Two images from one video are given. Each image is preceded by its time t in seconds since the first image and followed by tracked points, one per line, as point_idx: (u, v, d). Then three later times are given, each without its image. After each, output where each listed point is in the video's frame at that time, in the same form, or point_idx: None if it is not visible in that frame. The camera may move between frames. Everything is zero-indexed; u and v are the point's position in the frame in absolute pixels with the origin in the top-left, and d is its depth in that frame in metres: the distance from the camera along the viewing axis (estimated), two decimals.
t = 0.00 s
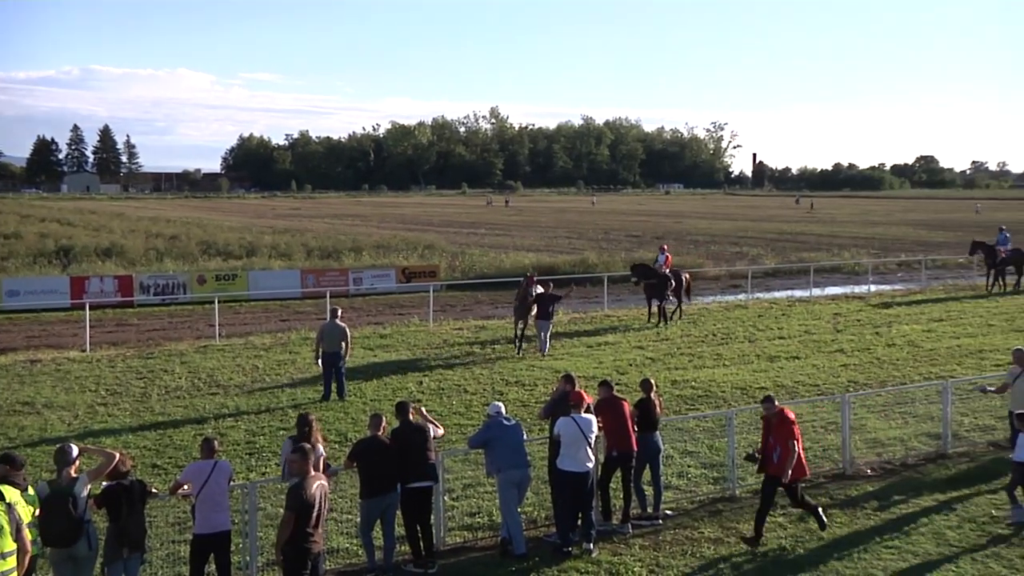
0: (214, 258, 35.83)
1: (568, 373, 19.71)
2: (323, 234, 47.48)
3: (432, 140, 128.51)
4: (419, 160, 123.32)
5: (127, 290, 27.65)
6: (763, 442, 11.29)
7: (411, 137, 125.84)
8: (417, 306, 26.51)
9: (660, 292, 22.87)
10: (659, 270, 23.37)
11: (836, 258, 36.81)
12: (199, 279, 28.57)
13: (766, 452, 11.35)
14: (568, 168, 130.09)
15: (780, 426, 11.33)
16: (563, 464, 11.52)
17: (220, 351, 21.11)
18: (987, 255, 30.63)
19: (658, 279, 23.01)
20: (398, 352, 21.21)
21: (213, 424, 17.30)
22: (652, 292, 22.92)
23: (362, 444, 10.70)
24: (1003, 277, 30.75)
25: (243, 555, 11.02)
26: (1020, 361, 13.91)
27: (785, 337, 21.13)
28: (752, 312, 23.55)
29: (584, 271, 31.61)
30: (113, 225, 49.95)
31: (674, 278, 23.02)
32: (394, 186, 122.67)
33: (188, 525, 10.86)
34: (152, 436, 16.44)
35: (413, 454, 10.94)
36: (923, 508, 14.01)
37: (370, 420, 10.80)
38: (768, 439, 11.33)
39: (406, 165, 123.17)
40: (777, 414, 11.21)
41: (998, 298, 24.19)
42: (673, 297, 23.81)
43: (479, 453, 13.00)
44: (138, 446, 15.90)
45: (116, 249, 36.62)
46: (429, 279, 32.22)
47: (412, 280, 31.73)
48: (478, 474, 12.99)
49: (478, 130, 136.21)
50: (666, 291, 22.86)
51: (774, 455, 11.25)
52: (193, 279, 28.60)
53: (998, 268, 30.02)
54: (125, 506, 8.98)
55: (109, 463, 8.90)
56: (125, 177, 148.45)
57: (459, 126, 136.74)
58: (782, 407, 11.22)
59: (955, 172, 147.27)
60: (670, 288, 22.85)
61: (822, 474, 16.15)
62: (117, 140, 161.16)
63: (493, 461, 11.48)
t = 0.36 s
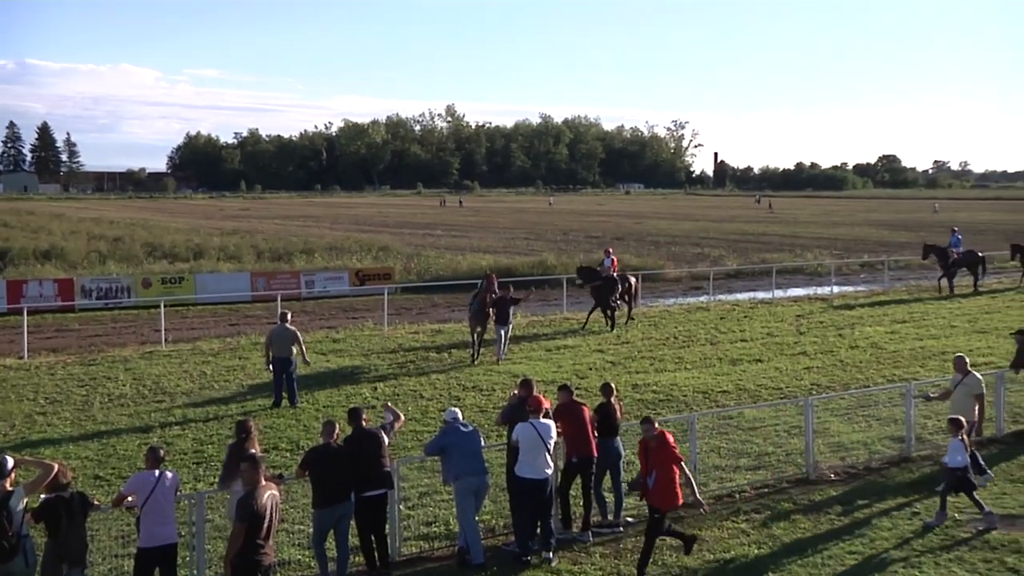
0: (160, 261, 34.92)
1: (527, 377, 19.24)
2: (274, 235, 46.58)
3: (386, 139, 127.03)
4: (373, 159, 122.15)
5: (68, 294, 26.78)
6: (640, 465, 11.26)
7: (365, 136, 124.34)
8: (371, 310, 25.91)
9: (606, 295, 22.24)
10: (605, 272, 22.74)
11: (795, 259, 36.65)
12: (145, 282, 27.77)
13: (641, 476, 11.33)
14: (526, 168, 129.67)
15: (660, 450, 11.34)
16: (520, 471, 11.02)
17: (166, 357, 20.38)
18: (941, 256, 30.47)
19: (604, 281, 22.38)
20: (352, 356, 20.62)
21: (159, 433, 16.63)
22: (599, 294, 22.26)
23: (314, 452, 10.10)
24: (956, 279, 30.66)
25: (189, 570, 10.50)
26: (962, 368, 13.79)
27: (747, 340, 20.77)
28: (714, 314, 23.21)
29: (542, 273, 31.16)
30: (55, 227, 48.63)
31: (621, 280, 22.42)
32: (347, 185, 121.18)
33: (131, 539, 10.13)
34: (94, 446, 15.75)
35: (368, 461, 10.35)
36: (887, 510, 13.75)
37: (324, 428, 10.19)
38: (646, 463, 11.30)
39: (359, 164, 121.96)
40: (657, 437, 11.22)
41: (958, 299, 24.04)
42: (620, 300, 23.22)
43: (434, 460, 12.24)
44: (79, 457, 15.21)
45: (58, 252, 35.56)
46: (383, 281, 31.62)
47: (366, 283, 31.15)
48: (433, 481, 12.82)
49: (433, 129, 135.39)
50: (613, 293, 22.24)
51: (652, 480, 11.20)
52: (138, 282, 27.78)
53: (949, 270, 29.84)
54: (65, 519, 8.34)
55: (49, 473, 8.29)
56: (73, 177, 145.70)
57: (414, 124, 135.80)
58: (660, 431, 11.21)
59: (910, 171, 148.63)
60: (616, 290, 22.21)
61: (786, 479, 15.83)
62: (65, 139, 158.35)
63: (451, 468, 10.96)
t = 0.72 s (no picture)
0: (125, 270, 33.61)
1: (512, 393, 18.19)
2: (245, 242, 45.27)
3: (361, 141, 125.21)
4: (348, 162, 120.43)
5: (19, 306, 25.64)
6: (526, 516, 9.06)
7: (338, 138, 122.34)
8: (347, 321, 24.76)
9: (578, 306, 21.32)
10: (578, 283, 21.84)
11: (788, 266, 35.71)
12: (103, 293, 26.61)
13: (529, 528, 9.11)
14: (508, 171, 128.40)
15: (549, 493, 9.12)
16: (503, 492, 9.96)
17: (126, 373, 19.19)
18: (937, 265, 29.48)
19: (576, 292, 21.47)
20: (325, 371, 19.50)
21: (118, 454, 15.49)
22: (571, 305, 21.32)
23: (284, 472, 9.11)
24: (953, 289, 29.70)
25: None
26: (951, 380, 12.82)
27: (743, 352, 19.76)
28: (710, 325, 22.19)
29: (526, 283, 30.06)
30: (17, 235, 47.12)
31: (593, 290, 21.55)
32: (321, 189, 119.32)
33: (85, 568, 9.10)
34: (46, 468, 14.60)
35: (343, 482, 9.36)
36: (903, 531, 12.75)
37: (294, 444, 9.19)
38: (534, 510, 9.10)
39: (334, 167, 120.23)
40: (546, 479, 9.00)
41: (960, 309, 23.09)
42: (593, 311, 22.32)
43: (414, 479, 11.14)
44: (29, 480, 14.04)
45: (16, 261, 34.20)
46: (359, 291, 30.47)
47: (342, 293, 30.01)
48: (412, 503, 11.14)
49: (411, 130, 134.05)
50: (586, 303, 21.36)
51: (541, 533, 9.02)
52: (95, 292, 26.61)
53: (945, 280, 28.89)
54: (16, 545, 7.21)
55: None
56: (43, 182, 143.50)
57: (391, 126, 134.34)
58: (550, 471, 9.01)
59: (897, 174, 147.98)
60: (589, 302, 21.32)
61: (785, 500, 14.68)
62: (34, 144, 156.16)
63: (432, 490, 9.89)
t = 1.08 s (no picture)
0: (90, 283, 32.43)
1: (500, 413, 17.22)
2: (218, 253, 44.08)
3: (341, 145, 123.40)
4: (327, 168, 118.55)
5: None
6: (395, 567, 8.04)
7: (316, 142, 120.34)
8: (325, 337, 23.72)
9: (554, 321, 20.41)
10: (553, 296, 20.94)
11: (789, 279, 34.71)
12: (63, 307, 25.57)
13: None
14: (497, 177, 127.16)
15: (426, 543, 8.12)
16: (492, 517, 9.83)
17: (90, 393, 18.12)
18: (937, 276, 28.53)
19: (552, 307, 20.56)
20: (302, 389, 18.46)
21: (79, 479, 14.43)
22: (546, 320, 20.40)
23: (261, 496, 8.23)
24: (954, 302, 28.76)
25: None
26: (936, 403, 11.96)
27: (744, 369, 18.79)
28: (708, 340, 21.22)
29: (514, 297, 29.05)
30: None
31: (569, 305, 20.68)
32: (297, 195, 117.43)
33: None
34: None
35: (322, 509, 8.49)
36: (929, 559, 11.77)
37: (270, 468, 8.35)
38: (407, 560, 8.10)
39: (311, 173, 118.45)
40: (425, 526, 8.03)
41: (966, 323, 22.15)
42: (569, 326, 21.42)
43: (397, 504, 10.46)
44: None
45: None
46: (338, 304, 29.42)
47: (320, 307, 28.99)
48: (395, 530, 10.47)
49: (393, 135, 132.59)
50: (562, 319, 20.47)
51: None
52: (55, 307, 25.52)
53: (946, 293, 27.95)
54: None
55: None
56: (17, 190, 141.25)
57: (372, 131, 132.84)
58: (427, 517, 8.03)
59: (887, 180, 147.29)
60: (565, 317, 20.44)
61: (789, 526, 13.56)
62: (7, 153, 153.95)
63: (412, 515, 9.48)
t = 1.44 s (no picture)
0: (59, 286, 31.43)
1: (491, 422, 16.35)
2: (194, 254, 42.96)
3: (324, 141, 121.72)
4: (309, 164, 116.98)
5: None
6: None
7: (297, 136, 118.65)
8: (307, 343, 22.77)
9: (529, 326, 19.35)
10: (531, 300, 19.93)
11: (798, 281, 33.80)
12: (28, 312, 24.77)
13: None
14: (489, 174, 126.04)
15: None
16: (484, 532, 9.05)
17: (57, 402, 17.14)
18: (942, 279, 27.58)
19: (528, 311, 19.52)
20: (282, 399, 17.50)
21: (44, 495, 13.46)
22: (519, 324, 19.36)
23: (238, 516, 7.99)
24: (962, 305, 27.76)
25: None
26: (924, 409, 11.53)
27: (749, 377, 17.88)
28: (712, 346, 20.32)
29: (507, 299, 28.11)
30: None
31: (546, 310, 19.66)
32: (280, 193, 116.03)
33: None
34: None
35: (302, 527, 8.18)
36: None
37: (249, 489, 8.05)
38: None
39: (293, 169, 116.71)
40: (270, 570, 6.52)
41: (981, 329, 21.25)
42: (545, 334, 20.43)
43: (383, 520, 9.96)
44: None
45: None
46: (321, 308, 28.47)
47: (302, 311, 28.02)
48: (382, 547, 10.01)
49: (379, 129, 131.10)
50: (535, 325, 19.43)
51: None
52: (20, 310, 24.76)
53: (953, 296, 26.99)
54: None
55: None
56: None
57: (357, 125, 131.23)
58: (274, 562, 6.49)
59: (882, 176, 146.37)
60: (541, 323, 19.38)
61: (797, 542, 12.54)
62: None
63: (401, 530, 8.91)
